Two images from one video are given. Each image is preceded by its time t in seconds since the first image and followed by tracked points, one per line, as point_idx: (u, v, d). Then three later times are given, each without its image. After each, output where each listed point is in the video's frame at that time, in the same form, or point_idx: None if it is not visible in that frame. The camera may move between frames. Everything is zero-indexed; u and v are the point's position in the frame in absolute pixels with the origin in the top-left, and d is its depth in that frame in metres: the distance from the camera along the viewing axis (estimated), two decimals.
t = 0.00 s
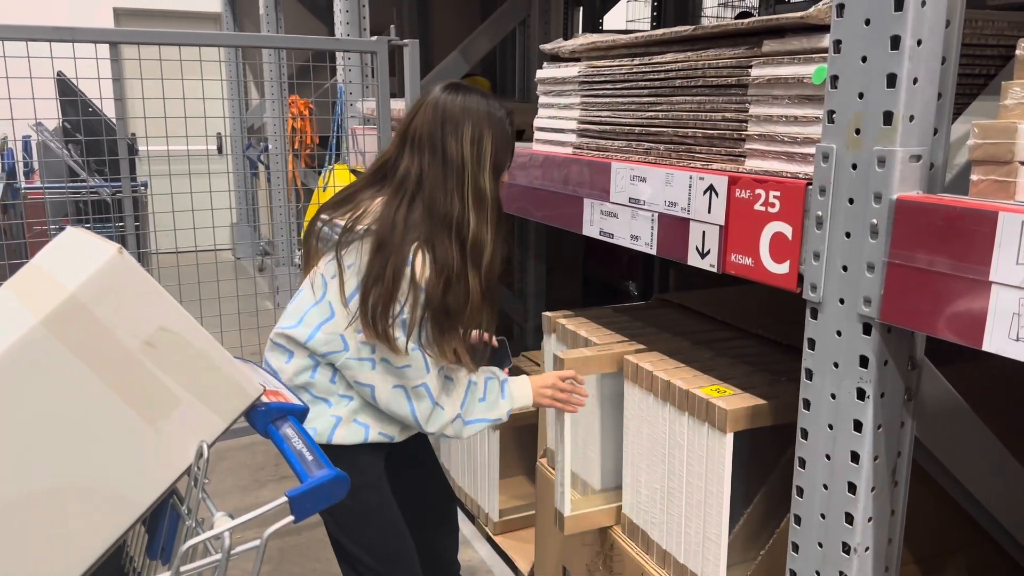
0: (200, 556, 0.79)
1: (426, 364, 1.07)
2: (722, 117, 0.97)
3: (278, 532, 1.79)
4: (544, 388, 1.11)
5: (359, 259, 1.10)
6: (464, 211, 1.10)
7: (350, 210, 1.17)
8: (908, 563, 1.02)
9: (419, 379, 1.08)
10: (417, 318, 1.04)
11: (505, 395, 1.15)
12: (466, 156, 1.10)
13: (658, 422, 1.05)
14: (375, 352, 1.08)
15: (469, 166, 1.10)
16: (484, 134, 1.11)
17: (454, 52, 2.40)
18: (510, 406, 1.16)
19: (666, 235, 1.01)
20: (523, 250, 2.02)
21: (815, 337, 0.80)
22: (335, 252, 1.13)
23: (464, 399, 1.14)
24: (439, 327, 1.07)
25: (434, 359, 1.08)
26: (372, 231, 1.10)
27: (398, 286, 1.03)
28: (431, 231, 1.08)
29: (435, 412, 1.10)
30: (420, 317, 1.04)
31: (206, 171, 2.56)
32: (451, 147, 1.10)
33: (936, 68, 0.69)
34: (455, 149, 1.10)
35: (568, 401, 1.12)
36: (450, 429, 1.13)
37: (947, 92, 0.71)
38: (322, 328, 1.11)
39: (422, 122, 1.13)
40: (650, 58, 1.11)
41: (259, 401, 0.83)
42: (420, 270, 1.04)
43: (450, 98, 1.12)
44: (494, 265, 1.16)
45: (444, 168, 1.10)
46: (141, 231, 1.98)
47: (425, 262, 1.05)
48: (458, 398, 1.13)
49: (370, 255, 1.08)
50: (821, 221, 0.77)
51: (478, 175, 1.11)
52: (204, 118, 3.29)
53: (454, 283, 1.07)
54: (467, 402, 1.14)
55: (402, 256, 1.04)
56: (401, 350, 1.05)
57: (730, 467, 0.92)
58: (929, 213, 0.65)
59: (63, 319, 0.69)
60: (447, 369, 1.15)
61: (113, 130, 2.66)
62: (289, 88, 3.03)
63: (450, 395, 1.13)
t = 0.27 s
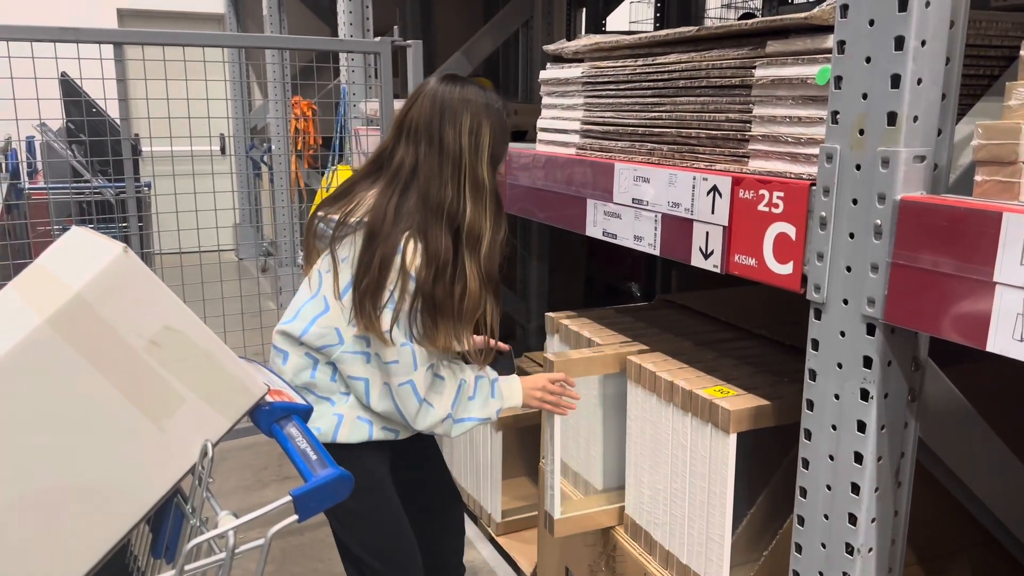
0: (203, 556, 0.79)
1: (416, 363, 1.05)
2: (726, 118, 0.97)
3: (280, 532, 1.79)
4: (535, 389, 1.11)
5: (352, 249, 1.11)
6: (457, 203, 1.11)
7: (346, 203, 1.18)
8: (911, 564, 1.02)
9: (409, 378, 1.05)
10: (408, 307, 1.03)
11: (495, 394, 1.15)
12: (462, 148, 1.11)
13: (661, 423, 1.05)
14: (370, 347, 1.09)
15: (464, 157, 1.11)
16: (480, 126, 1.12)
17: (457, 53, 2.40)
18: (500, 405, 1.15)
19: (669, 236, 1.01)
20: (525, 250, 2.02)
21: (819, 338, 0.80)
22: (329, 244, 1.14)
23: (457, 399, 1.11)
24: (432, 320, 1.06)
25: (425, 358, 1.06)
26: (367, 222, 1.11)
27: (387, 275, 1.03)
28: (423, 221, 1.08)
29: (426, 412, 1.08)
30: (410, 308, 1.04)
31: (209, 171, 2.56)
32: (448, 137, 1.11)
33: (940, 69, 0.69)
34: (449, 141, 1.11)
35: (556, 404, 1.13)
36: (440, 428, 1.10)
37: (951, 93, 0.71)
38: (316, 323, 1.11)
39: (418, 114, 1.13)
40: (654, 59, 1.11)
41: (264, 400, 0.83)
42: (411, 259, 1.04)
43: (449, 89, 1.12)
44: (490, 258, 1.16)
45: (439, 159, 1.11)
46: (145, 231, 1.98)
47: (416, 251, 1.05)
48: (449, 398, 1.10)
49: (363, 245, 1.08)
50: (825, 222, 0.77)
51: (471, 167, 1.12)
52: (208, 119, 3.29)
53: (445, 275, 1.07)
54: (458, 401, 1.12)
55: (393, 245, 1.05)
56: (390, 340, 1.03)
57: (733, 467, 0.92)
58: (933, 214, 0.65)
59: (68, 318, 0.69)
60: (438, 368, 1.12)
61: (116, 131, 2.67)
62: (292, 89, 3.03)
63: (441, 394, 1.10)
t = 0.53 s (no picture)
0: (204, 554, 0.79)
1: (420, 350, 1.04)
2: (727, 117, 0.97)
3: (281, 532, 1.79)
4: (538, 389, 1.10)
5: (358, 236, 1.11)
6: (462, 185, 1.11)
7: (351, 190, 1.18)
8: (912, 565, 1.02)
9: (412, 365, 1.04)
10: (415, 291, 1.03)
11: (497, 391, 1.11)
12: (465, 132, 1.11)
13: (662, 422, 1.05)
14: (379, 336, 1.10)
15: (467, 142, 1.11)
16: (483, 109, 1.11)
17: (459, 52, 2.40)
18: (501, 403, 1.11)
19: (670, 236, 1.01)
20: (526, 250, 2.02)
21: (820, 337, 0.80)
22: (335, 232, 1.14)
23: (459, 394, 1.08)
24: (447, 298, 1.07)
25: (431, 346, 1.05)
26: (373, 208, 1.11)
27: (394, 259, 1.04)
28: (429, 204, 1.08)
29: (428, 402, 1.06)
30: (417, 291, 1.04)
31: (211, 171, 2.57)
32: (451, 120, 1.11)
33: (941, 69, 0.69)
34: (453, 124, 1.10)
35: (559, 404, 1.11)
36: (441, 422, 1.07)
37: (952, 93, 0.71)
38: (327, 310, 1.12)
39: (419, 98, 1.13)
40: (655, 59, 1.11)
41: (265, 399, 0.83)
42: (416, 243, 1.04)
43: (451, 72, 1.12)
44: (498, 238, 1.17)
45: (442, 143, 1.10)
46: (146, 230, 1.98)
47: (421, 234, 1.06)
48: (454, 392, 1.07)
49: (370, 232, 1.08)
50: (826, 222, 0.77)
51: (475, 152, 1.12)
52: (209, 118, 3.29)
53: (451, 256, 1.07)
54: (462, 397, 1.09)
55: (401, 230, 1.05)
56: (395, 324, 1.02)
57: (734, 467, 0.92)
58: (933, 214, 0.65)
59: (70, 316, 0.69)
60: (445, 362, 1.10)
61: (118, 130, 2.67)
62: (293, 88, 3.03)
63: (445, 388, 1.07)
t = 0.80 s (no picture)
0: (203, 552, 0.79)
1: (405, 318, 1.02)
2: (727, 116, 0.97)
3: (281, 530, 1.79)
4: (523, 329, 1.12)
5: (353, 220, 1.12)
6: (448, 152, 1.09)
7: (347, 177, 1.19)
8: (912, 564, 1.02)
9: (399, 335, 1.02)
10: (402, 259, 1.03)
11: (482, 343, 1.08)
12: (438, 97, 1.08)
13: (662, 421, 1.05)
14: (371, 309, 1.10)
15: (445, 107, 1.09)
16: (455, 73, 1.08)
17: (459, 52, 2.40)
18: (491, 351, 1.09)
19: (670, 235, 1.01)
20: (526, 249, 2.02)
21: (821, 336, 0.80)
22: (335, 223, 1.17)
23: (450, 355, 1.05)
24: (441, 260, 1.07)
25: (416, 311, 1.03)
26: (364, 188, 1.12)
27: (381, 235, 1.04)
28: (415, 175, 1.08)
29: (420, 370, 1.03)
30: (407, 256, 1.03)
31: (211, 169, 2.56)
32: (424, 93, 1.09)
33: (941, 67, 0.69)
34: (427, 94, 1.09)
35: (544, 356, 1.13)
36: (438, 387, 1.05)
37: (953, 92, 0.71)
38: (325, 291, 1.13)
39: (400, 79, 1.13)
40: (655, 57, 1.11)
41: (265, 397, 0.83)
42: (399, 216, 1.04)
43: (424, 47, 1.11)
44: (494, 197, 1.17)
45: (421, 115, 1.09)
46: (146, 228, 1.98)
47: (410, 203, 1.05)
48: (444, 357, 1.05)
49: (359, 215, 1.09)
50: (826, 220, 0.77)
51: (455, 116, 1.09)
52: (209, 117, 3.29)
53: (441, 221, 1.06)
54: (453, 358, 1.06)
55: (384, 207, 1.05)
56: (383, 291, 1.01)
57: (734, 465, 0.92)
58: (934, 212, 0.65)
59: (70, 313, 0.69)
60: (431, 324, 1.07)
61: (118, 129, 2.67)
62: (294, 87, 3.03)
63: (435, 351, 1.05)
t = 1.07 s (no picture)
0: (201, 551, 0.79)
1: (359, 289, 1.03)
2: (726, 116, 0.97)
3: (280, 529, 1.79)
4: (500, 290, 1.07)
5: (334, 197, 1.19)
6: (416, 127, 1.12)
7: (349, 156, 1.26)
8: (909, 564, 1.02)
9: (355, 308, 1.03)
10: (360, 229, 1.06)
11: (457, 308, 1.05)
12: (404, 73, 1.12)
13: (660, 421, 1.05)
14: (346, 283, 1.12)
15: (410, 83, 1.12)
16: (418, 48, 1.11)
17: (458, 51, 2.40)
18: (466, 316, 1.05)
19: (669, 235, 1.01)
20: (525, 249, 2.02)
21: (819, 336, 0.80)
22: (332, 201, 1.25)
23: (417, 325, 1.04)
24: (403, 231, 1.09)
25: (372, 280, 1.03)
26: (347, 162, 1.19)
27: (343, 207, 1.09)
28: (381, 148, 1.12)
29: (383, 342, 1.04)
30: (365, 226, 1.06)
31: (209, 168, 2.56)
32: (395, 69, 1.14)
33: (940, 68, 0.69)
34: (397, 71, 1.13)
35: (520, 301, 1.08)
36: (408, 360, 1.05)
37: (952, 92, 0.71)
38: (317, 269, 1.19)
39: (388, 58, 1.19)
40: (654, 57, 1.11)
41: (263, 396, 0.83)
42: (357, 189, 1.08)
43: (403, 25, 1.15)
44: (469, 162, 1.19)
45: (392, 91, 1.14)
46: (145, 228, 1.98)
47: (370, 175, 1.10)
48: (408, 328, 1.04)
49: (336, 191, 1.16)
50: (825, 220, 0.77)
51: (418, 91, 1.13)
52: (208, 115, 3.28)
53: (403, 195, 1.08)
54: (421, 327, 1.04)
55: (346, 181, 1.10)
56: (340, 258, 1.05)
57: (732, 465, 0.92)
58: (931, 213, 0.65)
59: (68, 312, 0.69)
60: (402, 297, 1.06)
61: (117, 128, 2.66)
62: (293, 86, 3.03)
63: (401, 321, 1.04)
